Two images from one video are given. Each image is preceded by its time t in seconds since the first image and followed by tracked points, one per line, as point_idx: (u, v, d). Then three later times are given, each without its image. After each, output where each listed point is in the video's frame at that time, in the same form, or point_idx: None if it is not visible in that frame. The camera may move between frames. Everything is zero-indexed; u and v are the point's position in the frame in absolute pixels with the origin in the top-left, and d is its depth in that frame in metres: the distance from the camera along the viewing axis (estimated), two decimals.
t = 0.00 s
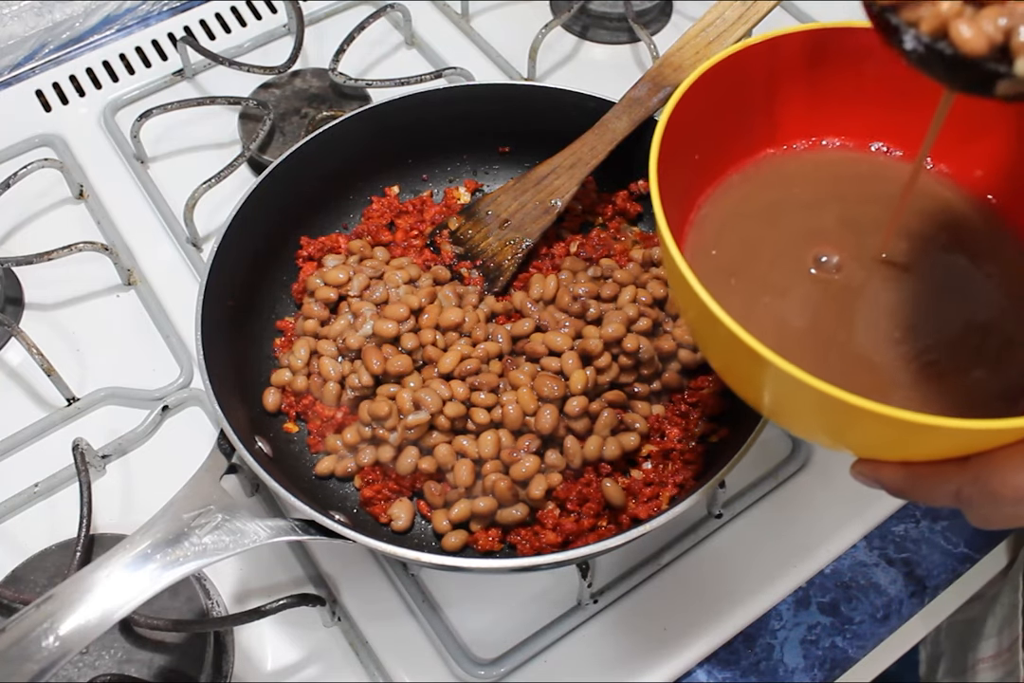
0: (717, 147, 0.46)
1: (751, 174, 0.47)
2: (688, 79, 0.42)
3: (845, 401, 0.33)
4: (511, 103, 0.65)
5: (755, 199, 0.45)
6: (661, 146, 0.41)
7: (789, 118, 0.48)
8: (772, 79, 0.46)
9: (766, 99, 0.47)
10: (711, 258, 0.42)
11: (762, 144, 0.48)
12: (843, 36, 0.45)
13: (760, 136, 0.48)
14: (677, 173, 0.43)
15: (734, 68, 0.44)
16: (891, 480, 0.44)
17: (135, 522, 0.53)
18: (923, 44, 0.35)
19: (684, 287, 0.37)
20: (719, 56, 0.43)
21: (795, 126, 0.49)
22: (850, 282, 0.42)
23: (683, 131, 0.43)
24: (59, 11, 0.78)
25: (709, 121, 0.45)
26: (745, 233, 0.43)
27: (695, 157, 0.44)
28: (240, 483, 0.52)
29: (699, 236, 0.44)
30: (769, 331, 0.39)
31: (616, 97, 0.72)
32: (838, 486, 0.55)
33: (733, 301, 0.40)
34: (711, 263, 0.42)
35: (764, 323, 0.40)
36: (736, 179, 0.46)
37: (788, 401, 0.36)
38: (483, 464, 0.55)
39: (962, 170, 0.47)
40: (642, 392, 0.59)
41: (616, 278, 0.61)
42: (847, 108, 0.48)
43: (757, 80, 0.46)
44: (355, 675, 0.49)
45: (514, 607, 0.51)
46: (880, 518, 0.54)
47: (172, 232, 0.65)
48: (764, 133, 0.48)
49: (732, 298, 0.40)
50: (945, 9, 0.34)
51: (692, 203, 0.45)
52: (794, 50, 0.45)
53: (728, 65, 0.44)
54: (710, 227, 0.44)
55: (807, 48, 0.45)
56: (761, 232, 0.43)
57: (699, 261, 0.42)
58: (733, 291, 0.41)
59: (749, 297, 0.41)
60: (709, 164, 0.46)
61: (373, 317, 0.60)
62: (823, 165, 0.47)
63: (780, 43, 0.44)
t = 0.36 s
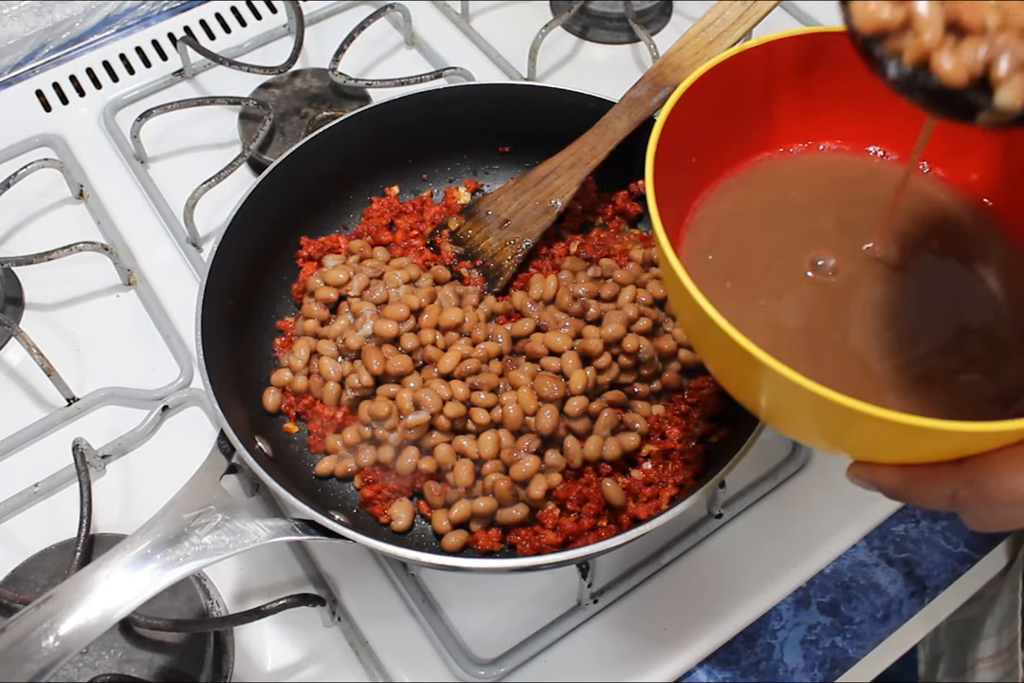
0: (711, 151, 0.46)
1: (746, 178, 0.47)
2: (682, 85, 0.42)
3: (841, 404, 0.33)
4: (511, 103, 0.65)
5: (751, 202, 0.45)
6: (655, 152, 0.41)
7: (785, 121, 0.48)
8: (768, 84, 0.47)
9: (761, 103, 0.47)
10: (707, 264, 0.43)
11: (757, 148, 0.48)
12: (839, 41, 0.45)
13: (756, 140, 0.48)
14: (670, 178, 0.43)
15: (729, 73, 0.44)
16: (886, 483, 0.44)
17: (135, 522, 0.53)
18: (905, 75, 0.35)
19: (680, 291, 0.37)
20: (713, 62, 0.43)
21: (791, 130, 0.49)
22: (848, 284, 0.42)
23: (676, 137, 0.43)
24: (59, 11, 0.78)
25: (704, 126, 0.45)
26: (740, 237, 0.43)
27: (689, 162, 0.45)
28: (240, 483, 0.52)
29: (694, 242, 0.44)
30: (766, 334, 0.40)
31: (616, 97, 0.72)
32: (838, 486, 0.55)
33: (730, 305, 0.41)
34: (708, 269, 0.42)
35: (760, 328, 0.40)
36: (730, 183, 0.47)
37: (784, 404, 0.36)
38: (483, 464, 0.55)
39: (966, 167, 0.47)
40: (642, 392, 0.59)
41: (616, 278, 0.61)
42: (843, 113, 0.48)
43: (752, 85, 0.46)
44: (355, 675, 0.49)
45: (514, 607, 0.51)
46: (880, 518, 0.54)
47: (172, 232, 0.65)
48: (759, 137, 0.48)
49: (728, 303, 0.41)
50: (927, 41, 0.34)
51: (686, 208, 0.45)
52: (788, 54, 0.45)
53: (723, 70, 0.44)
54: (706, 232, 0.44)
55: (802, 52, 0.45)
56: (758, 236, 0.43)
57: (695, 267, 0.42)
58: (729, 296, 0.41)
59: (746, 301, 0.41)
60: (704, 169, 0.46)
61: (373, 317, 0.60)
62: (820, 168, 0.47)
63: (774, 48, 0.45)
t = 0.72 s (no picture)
0: (705, 143, 0.46)
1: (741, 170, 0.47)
2: (677, 76, 0.42)
3: (842, 397, 0.33)
4: (510, 102, 0.65)
5: (748, 194, 0.45)
6: (649, 143, 0.41)
7: (781, 113, 0.48)
8: (764, 75, 0.46)
9: (758, 96, 0.47)
10: (705, 255, 0.42)
11: (753, 140, 0.48)
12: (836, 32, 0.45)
13: (752, 132, 0.48)
14: (665, 170, 0.43)
15: (724, 64, 0.44)
16: (884, 474, 0.44)
17: (135, 522, 0.53)
18: (896, 98, 0.35)
19: (678, 286, 0.36)
20: (709, 52, 0.43)
21: (787, 120, 0.48)
22: (849, 275, 0.42)
23: (671, 129, 0.43)
24: (59, 11, 0.78)
25: (699, 118, 0.45)
26: (737, 228, 0.43)
27: (684, 155, 0.44)
28: (240, 483, 0.52)
29: (689, 233, 0.44)
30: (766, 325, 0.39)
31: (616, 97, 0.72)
32: (838, 486, 0.55)
33: (728, 296, 0.40)
34: (706, 260, 0.42)
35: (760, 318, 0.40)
36: (725, 175, 0.47)
37: (783, 398, 0.36)
38: (483, 464, 0.55)
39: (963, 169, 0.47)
40: (642, 392, 0.58)
41: (616, 278, 0.61)
42: (840, 103, 0.48)
43: (748, 77, 0.46)
44: (355, 675, 0.49)
45: (515, 607, 0.51)
46: (880, 518, 0.54)
47: (172, 232, 0.65)
48: (755, 128, 0.48)
49: (726, 294, 0.40)
50: (918, 65, 0.33)
51: (681, 200, 0.45)
52: (785, 44, 0.45)
53: (718, 61, 0.44)
54: (702, 224, 0.44)
55: (799, 43, 0.45)
56: (756, 226, 0.43)
57: (692, 257, 0.42)
58: (728, 288, 0.41)
59: (745, 294, 0.41)
60: (699, 160, 0.46)
61: (373, 317, 0.60)
62: (815, 159, 0.47)
63: (771, 40, 0.44)
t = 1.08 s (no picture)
0: (691, 132, 0.45)
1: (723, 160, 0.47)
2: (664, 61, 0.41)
3: (833, 394, 0.33)
4: (509, 102, 0.65)
5: (732, 188, 0.45)
6: (635, 137, 0.40)
7: (768, 103, 0.48)
8: (753, 64, 0.46)
9: (745, 85, 0.46)
10: (685, 249, 0.42)
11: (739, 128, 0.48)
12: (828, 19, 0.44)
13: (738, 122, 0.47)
14: (650, 159, 0.42)
15: (712, 51, 0.43)
16: (870, 470, 0.42)
17: (135, 522, 0.53)
18: (883, 101, 0.35)
19: (661, 283, 0.36)
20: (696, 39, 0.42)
21: (773, 108, 0.48)
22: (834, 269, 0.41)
23: (657, 119, 0.42)
24: (59, 11, 0.78)
25: (685, 106, 0.44)
26: (720, 222, 0.43)
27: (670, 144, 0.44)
28: (240, 483, 0.52)
29: (672, 223, 0.43)
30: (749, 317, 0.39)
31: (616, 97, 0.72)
32: (838, 486, 0.55)
33: (711, 290, 0.40)
34: (687, 254, 0.42)
35: (743, 311, 0.39)
36: (709, 165, 0.46)
37: (771, 395, 0.35)
38: (483, 464, 0.55)
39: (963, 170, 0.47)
40: (642, 392, 0.58)
41: (616, 278, 0.62)
42: (828, 91, 0.48)
43: (735, 65, 0.45)
44: (355, 675, 0.49)
45: (515, 607, 0.51)
46: (879, 518, 0.54)
47: (172, 231, 0.65)
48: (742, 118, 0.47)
49: (709, 288, 0.40)
50: (905, 67, 0.33)
51: (665, 190, 0.44)
52: (776, 31, 0.45)
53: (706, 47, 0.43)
54: (685, 216, 0.44)
55: (788, 31, 0.45)
56: (739, 220, 0.43)
57: (675, 251, 0.42)
58: (710, 280, 0.40)
59: (728, 288, 0.40)
60: (683, 148, 0.45)
61: (373, 317, 0.60)
62: (798, 151, 0.47)
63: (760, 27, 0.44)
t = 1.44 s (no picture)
0: (674, 137, 0.45)
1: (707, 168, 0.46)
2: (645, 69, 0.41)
3: (815, 404, 0.32)
4: (509, 101, 0.65)
5: (713, 195, 0.45)
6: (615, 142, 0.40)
7: (752, 107, 0.48)
8: (736, 71, 0.46)
9: (728, 91, 0.46)
10: (667, 259, 0.42)
11: (723, 134, 0.47)
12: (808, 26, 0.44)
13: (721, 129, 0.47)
14: (631, 165, 0.42)
15: (694, 57, 0.43)
16: (852, 479, 0.42)
17: (135, 522, 0.53)
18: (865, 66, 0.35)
19: (642, 295, 0.36)
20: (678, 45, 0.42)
21: (758, 114, 0.48)
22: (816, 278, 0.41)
23: (638, 125, 0.42)
24: (59, 11, 0.78)
25: (667, 112, 0.44)
26: (701, 231, 0.43)
27: (652, 150, 0.44)
28: (240, 483, 0.52)
29: (654, 231, 0.43)
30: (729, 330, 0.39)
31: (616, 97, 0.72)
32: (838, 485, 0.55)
33: (690, 300, 0.40)
34: (667, 264, 0.42)
35: (724, 324, 0.40)
36: (692, 171, 0.46)
37: (756, 406, 0.35)
38: (483, 464, 0.55)
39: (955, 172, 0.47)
40: (642, 392, 0.58)
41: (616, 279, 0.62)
42: (811, 97, 0.48)
43: (718, 72, 0.45)
44: (355, 675, 0.49)
45: (515, 606, 0.51)
46: (879, 519, 0.54)
47: (172, 232, 0.65)
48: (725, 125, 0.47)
49: (689, 299, 0.40)
50: (885, 30, 0.33)
51: (647, 197, 0.44)
52: (757, 38, 0.45)
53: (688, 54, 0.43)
54: (668, 223, 0.44)
55: (769, 37, 0.45)
56: (720, 228, 0.43)
57: (656, 260, 0.42)
58: (691, 292, 0.40)
59: (709, 299, 0.40)
60: (666, 155, 0.45)
61: (373, 317, 0.60)
62: (780, 158, 0.47)
63: (740, 34, 0.44)
